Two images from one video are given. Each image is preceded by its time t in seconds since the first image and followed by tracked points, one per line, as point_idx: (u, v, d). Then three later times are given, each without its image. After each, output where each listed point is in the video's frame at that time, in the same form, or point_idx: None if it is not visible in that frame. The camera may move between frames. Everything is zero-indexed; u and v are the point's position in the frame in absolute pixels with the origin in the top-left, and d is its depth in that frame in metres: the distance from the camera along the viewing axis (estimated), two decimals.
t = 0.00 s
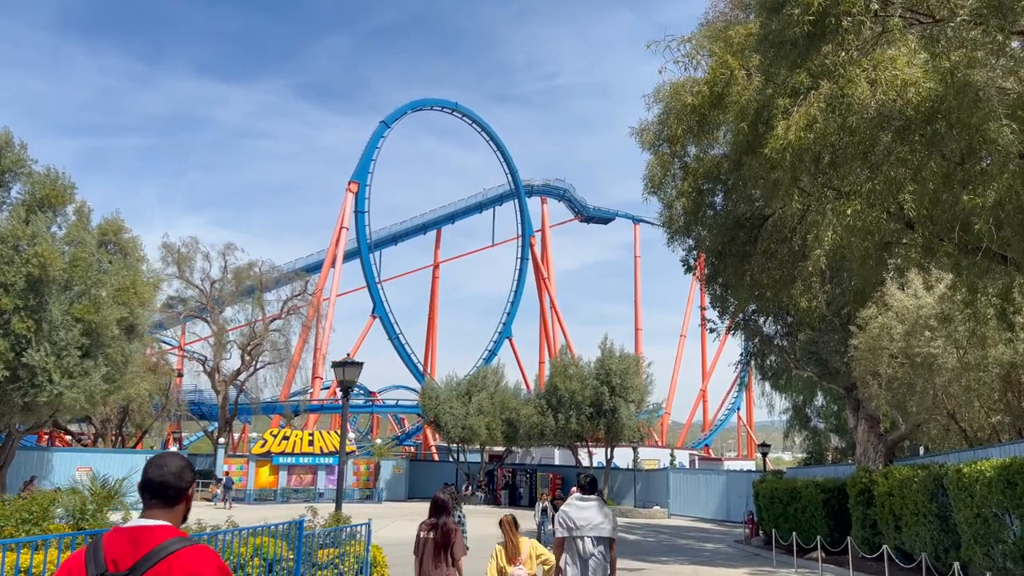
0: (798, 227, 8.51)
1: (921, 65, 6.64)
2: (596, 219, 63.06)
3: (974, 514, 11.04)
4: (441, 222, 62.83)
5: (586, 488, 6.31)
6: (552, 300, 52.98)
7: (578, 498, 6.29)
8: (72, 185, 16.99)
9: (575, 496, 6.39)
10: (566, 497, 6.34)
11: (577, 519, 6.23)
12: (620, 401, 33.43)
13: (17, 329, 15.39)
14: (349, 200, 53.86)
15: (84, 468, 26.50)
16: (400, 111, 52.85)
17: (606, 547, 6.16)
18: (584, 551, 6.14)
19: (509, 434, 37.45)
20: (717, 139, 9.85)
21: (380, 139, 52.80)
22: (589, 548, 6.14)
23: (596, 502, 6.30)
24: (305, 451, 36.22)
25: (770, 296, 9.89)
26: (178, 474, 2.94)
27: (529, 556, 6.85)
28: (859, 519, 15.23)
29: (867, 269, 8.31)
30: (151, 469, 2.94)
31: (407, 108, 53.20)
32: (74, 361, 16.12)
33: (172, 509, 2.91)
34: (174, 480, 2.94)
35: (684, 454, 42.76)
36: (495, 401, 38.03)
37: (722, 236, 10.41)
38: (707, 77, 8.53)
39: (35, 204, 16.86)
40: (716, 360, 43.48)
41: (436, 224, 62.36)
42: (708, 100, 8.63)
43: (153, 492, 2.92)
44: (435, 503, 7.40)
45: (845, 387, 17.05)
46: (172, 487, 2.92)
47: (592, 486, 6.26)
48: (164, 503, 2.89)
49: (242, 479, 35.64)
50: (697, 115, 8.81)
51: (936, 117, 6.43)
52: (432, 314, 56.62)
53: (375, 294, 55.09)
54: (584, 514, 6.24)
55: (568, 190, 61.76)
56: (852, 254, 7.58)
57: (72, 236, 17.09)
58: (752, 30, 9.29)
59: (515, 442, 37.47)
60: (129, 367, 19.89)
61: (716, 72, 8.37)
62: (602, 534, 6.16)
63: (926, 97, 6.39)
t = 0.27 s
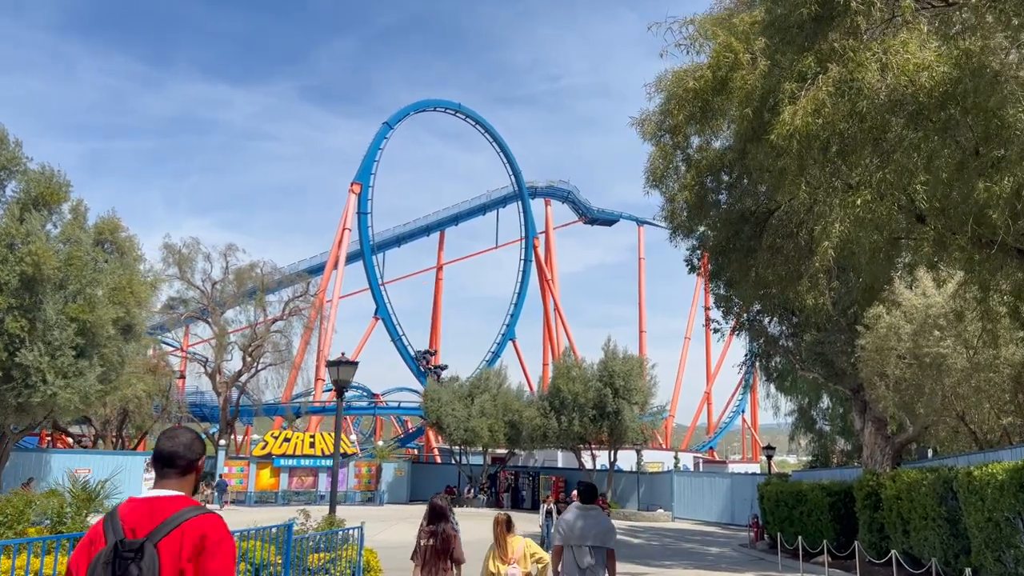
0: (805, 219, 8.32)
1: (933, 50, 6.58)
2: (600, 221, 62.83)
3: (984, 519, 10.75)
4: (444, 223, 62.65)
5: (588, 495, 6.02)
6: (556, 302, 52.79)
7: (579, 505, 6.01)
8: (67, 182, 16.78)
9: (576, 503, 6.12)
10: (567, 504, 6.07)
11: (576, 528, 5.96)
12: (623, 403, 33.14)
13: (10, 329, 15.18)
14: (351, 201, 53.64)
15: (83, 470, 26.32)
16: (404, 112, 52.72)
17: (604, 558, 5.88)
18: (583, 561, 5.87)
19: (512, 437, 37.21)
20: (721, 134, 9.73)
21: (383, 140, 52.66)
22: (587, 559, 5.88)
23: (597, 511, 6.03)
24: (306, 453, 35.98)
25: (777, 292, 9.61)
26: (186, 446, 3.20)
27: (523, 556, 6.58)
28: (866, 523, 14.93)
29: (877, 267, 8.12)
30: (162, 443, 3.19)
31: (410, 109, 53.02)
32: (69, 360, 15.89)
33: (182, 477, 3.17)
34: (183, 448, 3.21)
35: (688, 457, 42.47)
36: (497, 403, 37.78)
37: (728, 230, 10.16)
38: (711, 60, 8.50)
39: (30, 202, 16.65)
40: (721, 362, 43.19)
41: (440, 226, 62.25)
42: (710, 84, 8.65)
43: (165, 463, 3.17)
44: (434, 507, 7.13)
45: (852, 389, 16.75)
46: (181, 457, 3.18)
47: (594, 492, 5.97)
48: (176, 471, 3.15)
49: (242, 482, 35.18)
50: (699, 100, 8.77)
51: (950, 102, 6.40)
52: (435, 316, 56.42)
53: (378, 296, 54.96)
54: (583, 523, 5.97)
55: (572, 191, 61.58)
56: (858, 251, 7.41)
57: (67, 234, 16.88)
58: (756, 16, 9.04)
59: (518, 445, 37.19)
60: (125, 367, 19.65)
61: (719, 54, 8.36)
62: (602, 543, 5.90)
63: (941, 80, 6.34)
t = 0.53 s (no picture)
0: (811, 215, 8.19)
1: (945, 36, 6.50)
2: (603, 226, 62.62)
3: (994, 526, 10.49)
4: (447, 228, 62.49)
5: (586, 495, 5.82)
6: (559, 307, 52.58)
7: (576, 505, 5.81)
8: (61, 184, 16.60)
9: (574, 503, 5.91)
10: (564, 504, 5.86)
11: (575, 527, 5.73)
12: (626, 408, 32.85)
13: (3, 332, 14.98)
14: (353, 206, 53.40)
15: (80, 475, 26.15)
16: (406, 116, 52.60)
17: (604, 558, 5.66)
18: (582, 564, 5.64)
19: (513, 442, 36.94)
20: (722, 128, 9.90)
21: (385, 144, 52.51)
22: (587, 559, 5.66)
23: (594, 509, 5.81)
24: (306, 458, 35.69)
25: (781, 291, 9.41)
26: (217, 480, 3.39)
27: (519, 565, 6.37)
28: (873, 529, 14.66)
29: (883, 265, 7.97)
30: (194, 474, 3.39)
31: (412, 114, 52.88)
32: (62, 364, 15.68)
33: (210, 510, 3.36)
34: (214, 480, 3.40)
35: (692, 463, 42.17)
36: (499, 408, 37.52)
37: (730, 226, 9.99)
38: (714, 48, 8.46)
39: (24, 204, 16.47)
40: (724, 367, 42.91)
41: (442, 231, 62.19)
42: (713, 72, 8.69)
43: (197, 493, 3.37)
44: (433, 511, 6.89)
45: (857, 393, 16.46)
46: (213, 490, 3.38)
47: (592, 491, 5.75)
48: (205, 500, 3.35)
49: (242, 487, 35.19)
50: (700, 88, 8.81)
51: (962, 89, 6.34)
52: (437, 321, 56.26)
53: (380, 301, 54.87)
54: (582, 522, 5.75)
55: (575, 196, 61.51)
56: (866, 247, 7.23)
57: (62, 237, 16.69)
58: (759, 6, 8.80)
59: (520, 450, 36.89)
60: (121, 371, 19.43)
61: (722, 40, 8.34)
62: (601, 544, 5.68)
63: (954, 65, 6.28)
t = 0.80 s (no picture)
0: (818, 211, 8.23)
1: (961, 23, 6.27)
2: (606, 234, 62.36)
3: (1007, 535, 10.18)
4: (450, 236, 62.27)
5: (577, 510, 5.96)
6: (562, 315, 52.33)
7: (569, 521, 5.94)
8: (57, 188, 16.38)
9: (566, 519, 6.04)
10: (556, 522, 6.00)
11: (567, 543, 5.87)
12: (629, 416, 32.54)
13: None
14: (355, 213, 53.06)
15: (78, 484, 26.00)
16: (409, 123, 52.46)
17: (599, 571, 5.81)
18: None
19: (516, 450, 36.64)
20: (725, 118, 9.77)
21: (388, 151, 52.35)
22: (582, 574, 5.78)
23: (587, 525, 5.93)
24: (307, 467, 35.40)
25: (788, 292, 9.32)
26: (235, 476, 3.42)
27: None
28: (881, 539, 14.35)
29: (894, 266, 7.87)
30: (213, 471, 3.41)
31: (415, 121, 52.77)
32: (56, 370, 15.44)
33: (228, 505, 3.38)
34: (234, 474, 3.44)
35: (696, 471, 41.81)
36: (501, 416, 37.22)
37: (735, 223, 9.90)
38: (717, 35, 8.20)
39: (19, 208, 16.25)
40: (729, 374, 42.57)
41: (446, 238, 62.05)
42: (715, 62, 8.45)
43: (214, 492, 3.38)
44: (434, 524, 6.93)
45: (865, 400, 16.16)
46: (231, 488, 3.41)
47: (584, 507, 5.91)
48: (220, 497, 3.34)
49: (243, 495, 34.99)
50: (704, 79, 8.65)
51: (979, 76, 6.02)
52: (440, 329, 55.92)
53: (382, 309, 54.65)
54: (574, 538, 5.87)
55: (578, 203, 61.36)
56: (874, 246, 7.25)
57: (58, 242, 16.47)
58: None
59: (522, 458, 36.57)
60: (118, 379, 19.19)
61: (727, 26, 8.03)
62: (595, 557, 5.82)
63: (970, 53, 6.03)
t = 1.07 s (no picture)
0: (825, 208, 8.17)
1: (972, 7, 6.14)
2: (609, 241, 62.16)
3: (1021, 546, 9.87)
4: (452, 244, 62.10)
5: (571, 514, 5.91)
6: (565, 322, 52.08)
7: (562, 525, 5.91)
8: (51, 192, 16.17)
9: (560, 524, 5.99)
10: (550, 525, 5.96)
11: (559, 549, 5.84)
12: (632, 424, 32.21)
13: None
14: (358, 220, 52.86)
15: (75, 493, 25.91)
16: (411, 130, 52.37)
17: None
18: None
19: (518, 458, 36.31)
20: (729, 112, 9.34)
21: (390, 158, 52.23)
22: None
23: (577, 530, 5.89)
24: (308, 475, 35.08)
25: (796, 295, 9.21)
26: (237, 514, 3.40)
27: None
28: (889, 549, 14.02)
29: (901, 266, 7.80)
30: (213, 509, 3.38)
31: (418, 128, 52.65)
32: (49, 377, 15.21)
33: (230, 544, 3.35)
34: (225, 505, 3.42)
35: (700, 480, 41.42)
36: (503, 423, 36.92)
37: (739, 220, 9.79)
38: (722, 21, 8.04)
39: (14, 213, 16.05)
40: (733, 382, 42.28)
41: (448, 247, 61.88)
42: (720, 50, 8.30)
43: (216, 528, 3.36)
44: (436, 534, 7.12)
45: (872, 407, 15.88)
46: (232, 524, 3.38)
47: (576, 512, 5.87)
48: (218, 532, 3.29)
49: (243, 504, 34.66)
50: (707, 67, 8.48)
51: (1001, 60, 5.89)
52: (443, 337, 55.69)
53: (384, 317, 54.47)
54: (565, 543, 5.84)
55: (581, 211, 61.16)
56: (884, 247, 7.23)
57: (53, 247, 16.26)
58: None
59: (525, 467, 36.27)
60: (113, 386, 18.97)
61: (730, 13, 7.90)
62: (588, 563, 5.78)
63: (989, 36, 5.84)
